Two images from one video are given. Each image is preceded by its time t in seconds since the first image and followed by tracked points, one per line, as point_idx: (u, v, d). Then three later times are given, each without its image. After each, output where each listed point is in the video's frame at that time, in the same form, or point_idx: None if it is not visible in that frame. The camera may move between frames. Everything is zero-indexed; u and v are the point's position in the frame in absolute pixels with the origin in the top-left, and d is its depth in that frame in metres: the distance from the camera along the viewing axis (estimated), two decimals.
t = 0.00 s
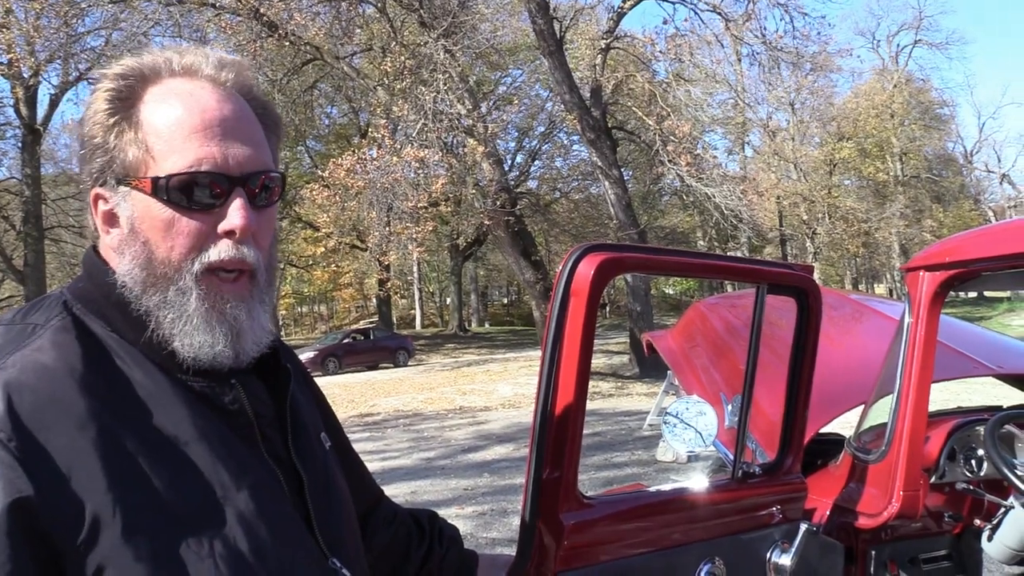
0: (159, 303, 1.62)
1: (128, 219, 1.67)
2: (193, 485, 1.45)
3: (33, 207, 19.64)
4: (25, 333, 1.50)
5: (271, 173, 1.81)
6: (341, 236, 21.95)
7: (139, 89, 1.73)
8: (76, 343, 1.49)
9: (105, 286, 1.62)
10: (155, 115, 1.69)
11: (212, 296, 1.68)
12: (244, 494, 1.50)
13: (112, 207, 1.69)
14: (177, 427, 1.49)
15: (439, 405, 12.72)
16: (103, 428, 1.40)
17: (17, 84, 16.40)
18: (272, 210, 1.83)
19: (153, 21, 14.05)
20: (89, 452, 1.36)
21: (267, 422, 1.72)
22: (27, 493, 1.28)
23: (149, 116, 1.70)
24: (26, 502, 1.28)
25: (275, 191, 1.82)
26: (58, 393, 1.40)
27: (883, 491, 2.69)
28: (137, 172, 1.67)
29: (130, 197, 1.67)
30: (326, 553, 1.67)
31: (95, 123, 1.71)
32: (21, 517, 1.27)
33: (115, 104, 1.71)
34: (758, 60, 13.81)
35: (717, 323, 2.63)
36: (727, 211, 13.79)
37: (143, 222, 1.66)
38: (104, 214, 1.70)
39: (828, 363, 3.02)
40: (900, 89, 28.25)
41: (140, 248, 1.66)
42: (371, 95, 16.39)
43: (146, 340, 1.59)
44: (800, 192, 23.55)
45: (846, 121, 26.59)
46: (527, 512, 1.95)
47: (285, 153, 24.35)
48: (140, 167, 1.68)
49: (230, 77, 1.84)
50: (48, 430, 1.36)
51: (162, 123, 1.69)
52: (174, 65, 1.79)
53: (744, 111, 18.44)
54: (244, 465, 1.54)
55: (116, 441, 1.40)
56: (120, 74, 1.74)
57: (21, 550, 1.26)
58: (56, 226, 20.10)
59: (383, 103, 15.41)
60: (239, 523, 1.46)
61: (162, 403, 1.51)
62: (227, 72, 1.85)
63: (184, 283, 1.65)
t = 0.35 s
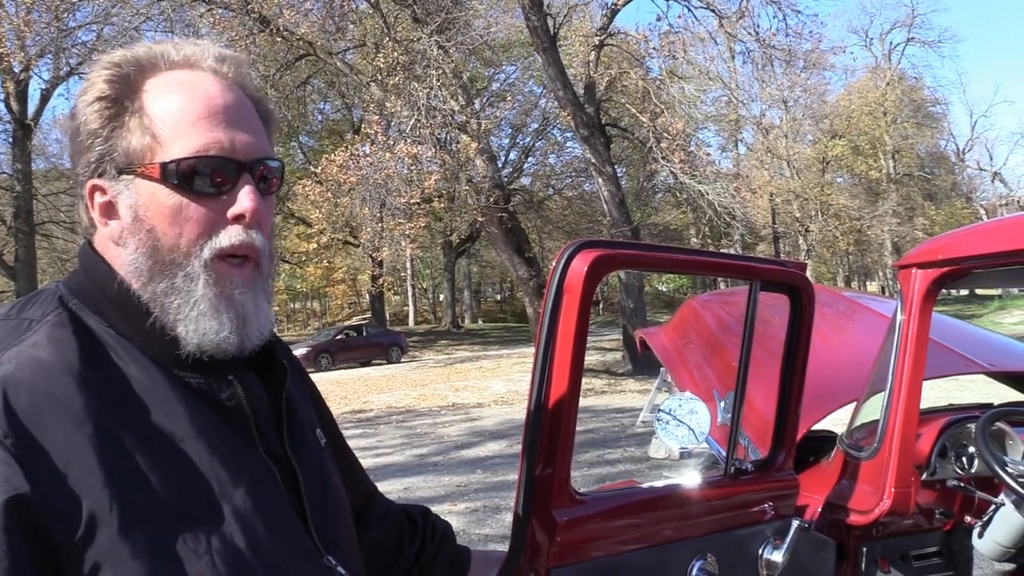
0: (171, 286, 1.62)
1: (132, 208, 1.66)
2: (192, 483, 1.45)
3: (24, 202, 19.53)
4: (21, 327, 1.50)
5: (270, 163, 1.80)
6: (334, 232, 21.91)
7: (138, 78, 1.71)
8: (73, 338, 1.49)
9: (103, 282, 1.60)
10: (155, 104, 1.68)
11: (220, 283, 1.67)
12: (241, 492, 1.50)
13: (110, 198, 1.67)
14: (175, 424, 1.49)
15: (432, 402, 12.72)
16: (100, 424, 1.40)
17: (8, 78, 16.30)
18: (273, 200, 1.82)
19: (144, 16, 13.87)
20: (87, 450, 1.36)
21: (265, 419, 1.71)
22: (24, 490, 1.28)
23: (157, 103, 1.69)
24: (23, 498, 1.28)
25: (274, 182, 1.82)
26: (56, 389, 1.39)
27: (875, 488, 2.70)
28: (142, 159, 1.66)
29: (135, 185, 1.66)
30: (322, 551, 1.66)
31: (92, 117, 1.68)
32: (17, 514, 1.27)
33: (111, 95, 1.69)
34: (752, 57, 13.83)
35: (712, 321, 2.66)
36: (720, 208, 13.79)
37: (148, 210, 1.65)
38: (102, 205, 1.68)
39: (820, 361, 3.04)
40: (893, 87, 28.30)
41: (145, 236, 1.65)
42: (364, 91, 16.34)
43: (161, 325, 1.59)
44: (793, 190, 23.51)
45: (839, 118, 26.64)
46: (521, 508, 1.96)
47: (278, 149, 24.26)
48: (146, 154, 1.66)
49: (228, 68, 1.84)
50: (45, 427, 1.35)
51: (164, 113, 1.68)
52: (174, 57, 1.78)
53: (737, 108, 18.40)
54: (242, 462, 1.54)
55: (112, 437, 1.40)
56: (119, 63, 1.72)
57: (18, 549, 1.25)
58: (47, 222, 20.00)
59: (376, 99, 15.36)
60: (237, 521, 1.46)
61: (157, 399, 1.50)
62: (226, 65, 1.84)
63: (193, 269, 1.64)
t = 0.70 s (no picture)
0: (255, 281, 1.72)
1: (213, 204, 1.66)
2: (192, 481, 1.45)
3: (18, 199, 19.49)
4: (19, 324, 1.50)
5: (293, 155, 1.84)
6: (330, 229, 21.88)
7: (197, 70, 1.68)
8: (73, 336, 1.49)
9: (101, 278, 1.59)
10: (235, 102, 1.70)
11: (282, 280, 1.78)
12: (242, 491, 1.50)
13: (167, 190, 1.62)
14: (174, 420, 1.49)
15: (428, 399, 12.73)
16: (100, 423, 1.40)
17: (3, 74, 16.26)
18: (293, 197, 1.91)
19: (139, 11, 13.42)
20: (86, 450, 1.36)
21: (265, 417, 1.71)
22: (25, 490, 1.28)
23: (227, 97, 1.69)
24: (24, 498, 1.28)
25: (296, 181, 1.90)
26: (54, 385, 1.40)
27: (869, 485, 2.71)
28: (227, 157, 1.68)
29: (213, 181, 1.67)
30: (322, 550, 1.67)
31: (132, 102, 1.59)
32: (19, 512, 1.27)
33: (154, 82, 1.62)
34: (748, 55, 13.84)
35: (706, 320, 2.65)
36: (716, 206, 13.81)
37: (234, 206, 1.69)
38: (151, 198, 1.61)
39: (816, 359, 3.04)
40: (889, 85, 28.33)
41: (228, 234, 1.69)
42: (360, 88, 16.31)
43: (247, 321, 1.70)
44: (788, 187, 23.61)
45: (834, 116, 26.66)
46: (517, 504, 1.97)
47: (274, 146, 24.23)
48: (230, 152, 1.68)
49: (248, 66, 1.81)
50: (45, 425, 1.36)
51: (231, 111, 1.69)
52: (222, 57, 1.76)
53: (733, 106, 18.37)
54: (240, 461, 1.53)
55: (111, 434, 1.40)
56: (160, 53, 1.66)
57: (20, 550, 1.25)
58: (41, 219, 19.97)
59: (372, 96, 15.35)
60: (237, 520, 1.46)
61: (156, 395, 1.50)
62: (245, 63, 1.81)
63: (266, 269, 1.74)
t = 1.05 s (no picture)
0: (262, 276, 1.73)
1: (223, 197, 1.67)
2: (189, 478, 1.44)
3: (16, 196, 19.47)
4: (16, 321, 1.49)
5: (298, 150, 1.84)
6: (328, 226, 21.86)
7: (209, 64, 1.67)
8: (69, 332, 1.48)
9: (99, 273, 1.58)
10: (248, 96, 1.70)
11: (288, 274, 1.80)
12: (241, 487, 1.49)
13: (178, 184, 1.62)
14: (173, 416, 1.48)
15: (426, 396, 12.73)
16: (98, 419, 1.39)
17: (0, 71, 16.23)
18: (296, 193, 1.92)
19: (137, 7, 13.41)
20: (84, 446, 1.35)
21: (263, 412, 1.70)
22: (22, 489, 1.28)
23: (239, 92, 1.69)
24: (21, 497, 1.27)
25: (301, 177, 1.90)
26: (51, 381, 1.39)
27: (869, 480, 2.71)
28: (236, 152, 1.68)
29: (223, 173, 1.67)
30: (322, 547, 1.66)
31: (143, 93, 1.58)
32: (16, 512, 1.26)
33: (167, 75, 1.61)
34: (747, 51, 13.80)
35: (706, 315, 2.64)
36: (715, 202, 13.80)
37: (243, 200, 1.69)
38: (162, 191, 1.61)
39: (816, 354, 3.03)
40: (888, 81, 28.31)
41: (239, 227, 1.70)
42: (358, 84, 16.29)
43: (252, 316, 1.71)
44: (787, 183, 23.63)
45: (833, 113, 26.63)
46: (516, 500, 1.96)
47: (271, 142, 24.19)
48: (239, 147, 1.68)
49: (254, 60, 1.80)
50: (42, 422, 1.35)
51: (242, 106, 1.69)
52: (234, 54, 1.75)
53: (731, 103, 18.35)
54: (239, 455, 1.53)
55: (109, 431, 1.39)
56: (170, 46, 1.65)
57: (16, 550, 1.25)
58: (39, 215, 19.95)
59: (370, 93, 15.32)
60: (236, 516, 1.46)
61: (156, 392, 1.49)
62: (250, 57, 1.80)
63: (273, 263, 1.75)
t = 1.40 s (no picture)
0: (247, 268, 1.71)
1: (207, 187, 1.65)
2: (180, 474, 1.44)
3: (15, 189, 19.48)
4: (5, 317, 1.49)
5: (290, 141, 1.83)
6: (328, 220, 21.84)
7: (195, 54, 1.66)
8: (58, 326, 1.48)
9: (87, 267, 1.57)
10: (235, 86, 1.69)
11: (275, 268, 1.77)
12: (235, 477, 1.49)
13: (162, 175, 1.61)
14: (164, 409, 1.48)
15: (427, 389, 12.76)
16: (86, 412, 1.39)
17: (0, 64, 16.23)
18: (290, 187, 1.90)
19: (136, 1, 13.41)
20: (72, 441, 1.35)
21: (258, 404, 1.70)
22: (8, 483, 1.28)
23: (224, 81, 1.68)
24: (7, 492, 1.27)
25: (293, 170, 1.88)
26: (40, 377, 1.39)
27: (869, 475, 2.71)
28: (223, 144, 1.67)
29: (209, 164, 1.65)
30: (320, 538, 1.66)
31: (128, 83, 1.57)
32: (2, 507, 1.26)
33: (151, 66, 1.60)
34: (748, 45, 13.78)
35: (707, 310, 2.63)
36: (715, 196, 13.80)
37: (227, 191, 1.68)
38: (148, 182, 1.60)
39: (815, 349, 3.03)
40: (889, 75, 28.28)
41: (221, 218, 1.68)
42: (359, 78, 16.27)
43: (236, 308, 1.68)
44: (787, 177, 23.64)
45: (834, 107, 26.59)
46: (515, 496, 1.96)
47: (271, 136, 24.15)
48: (226, 138, 1.67)
49: (244, 53, 1.79)
50: (28, 418, 1.35)
51: (229, 95, 1.69)
52: (223, 46, 1.75)
53: (732, 97, 18.34)
54: (232, 448, 1.53)
55: (97, 425, 1.39)
56: (157, 36, 1.64)
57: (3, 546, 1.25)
58: (40, 209, 19.95)
59: (371, 86, 15.30)
60: (230, 509, 1.46)
61: (147, 386, 1.49)
62: (240, 50, 1.79)
63: (258, 257, 1.73)
